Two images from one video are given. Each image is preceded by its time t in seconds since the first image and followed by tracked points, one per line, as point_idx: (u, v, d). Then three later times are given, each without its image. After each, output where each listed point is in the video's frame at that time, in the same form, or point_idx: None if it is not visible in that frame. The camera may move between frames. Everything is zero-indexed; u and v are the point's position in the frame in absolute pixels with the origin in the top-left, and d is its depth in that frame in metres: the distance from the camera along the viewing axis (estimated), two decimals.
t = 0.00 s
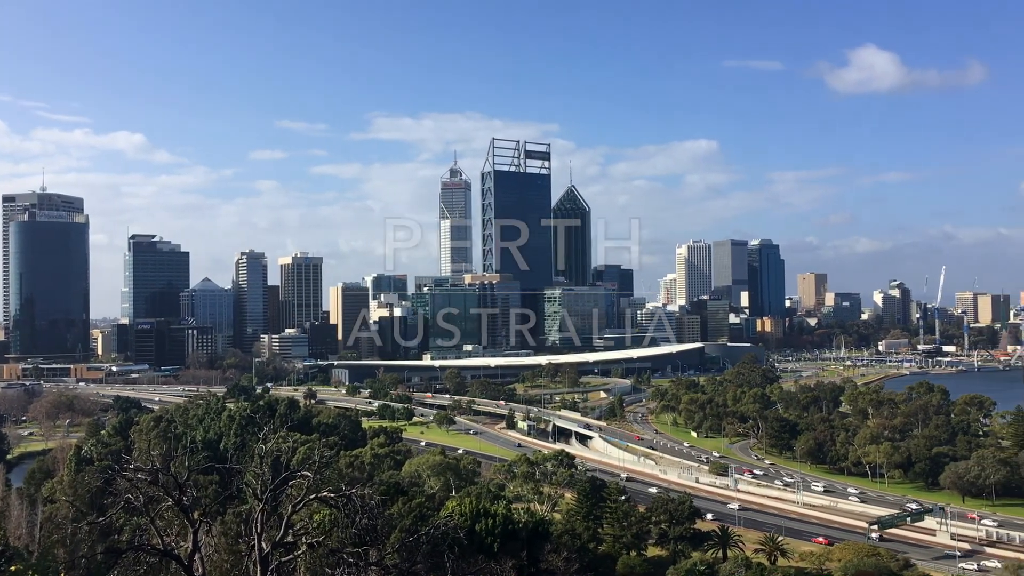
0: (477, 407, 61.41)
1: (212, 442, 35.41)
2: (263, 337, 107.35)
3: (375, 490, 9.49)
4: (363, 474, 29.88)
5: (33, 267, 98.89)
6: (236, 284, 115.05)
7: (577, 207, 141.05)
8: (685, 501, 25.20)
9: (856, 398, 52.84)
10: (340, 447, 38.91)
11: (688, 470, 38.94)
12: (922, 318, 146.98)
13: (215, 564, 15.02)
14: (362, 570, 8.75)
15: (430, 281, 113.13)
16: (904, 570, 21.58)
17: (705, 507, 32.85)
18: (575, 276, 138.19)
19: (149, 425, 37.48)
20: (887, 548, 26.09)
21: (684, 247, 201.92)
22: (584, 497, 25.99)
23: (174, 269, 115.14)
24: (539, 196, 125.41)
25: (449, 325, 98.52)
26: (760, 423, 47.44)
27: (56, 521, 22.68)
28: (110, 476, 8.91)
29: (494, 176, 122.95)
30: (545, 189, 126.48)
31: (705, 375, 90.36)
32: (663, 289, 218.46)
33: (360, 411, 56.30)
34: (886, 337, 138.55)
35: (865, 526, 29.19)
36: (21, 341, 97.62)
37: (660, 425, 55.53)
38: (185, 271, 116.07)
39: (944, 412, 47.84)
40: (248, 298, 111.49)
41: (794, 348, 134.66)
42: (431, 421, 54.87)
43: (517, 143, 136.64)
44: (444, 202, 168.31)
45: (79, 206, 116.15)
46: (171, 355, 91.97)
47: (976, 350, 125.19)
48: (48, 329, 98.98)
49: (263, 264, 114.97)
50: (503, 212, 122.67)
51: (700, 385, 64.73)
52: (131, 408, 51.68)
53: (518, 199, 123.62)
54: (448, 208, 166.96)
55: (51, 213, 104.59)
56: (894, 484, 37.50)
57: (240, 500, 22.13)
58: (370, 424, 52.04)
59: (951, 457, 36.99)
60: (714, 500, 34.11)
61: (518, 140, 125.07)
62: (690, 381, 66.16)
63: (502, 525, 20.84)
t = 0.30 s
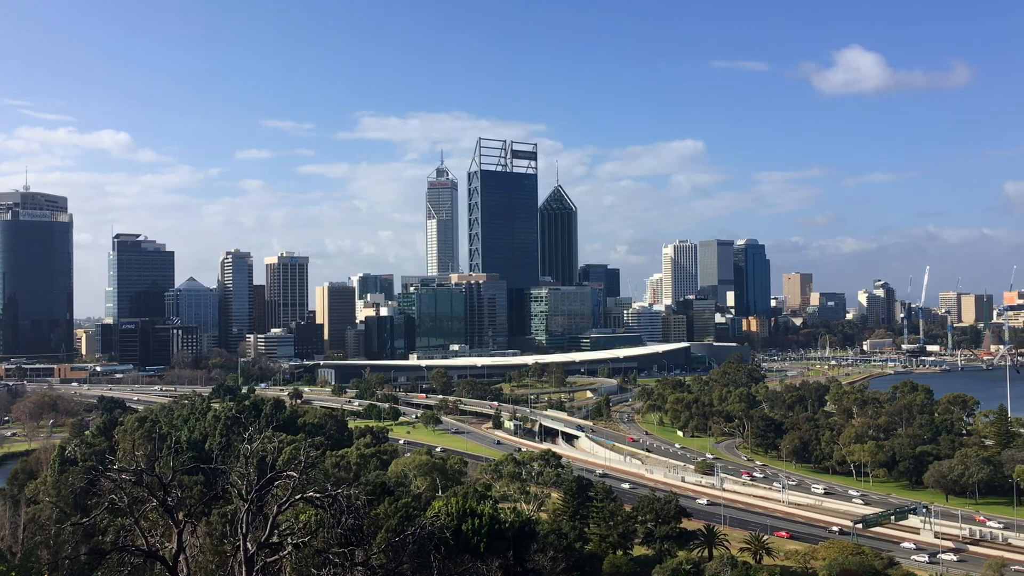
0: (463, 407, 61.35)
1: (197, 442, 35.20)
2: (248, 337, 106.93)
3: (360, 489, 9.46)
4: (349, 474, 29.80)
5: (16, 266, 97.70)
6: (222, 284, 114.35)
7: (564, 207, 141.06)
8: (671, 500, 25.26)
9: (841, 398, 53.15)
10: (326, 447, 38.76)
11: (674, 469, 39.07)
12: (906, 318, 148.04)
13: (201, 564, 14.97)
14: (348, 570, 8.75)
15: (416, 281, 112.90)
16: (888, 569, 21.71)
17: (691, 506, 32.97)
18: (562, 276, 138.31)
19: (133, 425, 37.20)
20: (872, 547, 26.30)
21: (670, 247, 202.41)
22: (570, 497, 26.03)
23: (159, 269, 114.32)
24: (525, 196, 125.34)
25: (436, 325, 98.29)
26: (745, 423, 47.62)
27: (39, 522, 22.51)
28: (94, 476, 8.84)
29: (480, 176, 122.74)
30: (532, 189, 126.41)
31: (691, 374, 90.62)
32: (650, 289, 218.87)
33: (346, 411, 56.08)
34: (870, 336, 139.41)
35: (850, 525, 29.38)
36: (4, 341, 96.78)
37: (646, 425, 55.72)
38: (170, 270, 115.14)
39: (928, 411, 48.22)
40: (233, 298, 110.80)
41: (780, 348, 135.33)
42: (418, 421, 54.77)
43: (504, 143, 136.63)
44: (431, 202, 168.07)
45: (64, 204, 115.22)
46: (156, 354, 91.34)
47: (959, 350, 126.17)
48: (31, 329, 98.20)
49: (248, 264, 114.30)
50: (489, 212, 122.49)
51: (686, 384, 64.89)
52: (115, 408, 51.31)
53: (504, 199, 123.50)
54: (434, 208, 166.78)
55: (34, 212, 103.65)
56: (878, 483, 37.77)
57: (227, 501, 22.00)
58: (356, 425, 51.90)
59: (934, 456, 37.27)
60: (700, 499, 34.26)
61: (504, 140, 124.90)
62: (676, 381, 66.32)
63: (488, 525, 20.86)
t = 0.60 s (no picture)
0: (451, 406, 61.28)
1: (183, 442, 35.00)
2: (235, 337, 106.46)
3: (347, 489, 9.43)
4: (337, 473, 29.71)
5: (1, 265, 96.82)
6: (208, 284, 113.70)
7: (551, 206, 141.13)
8: (658, 499, 25.30)
9: (827, 396, 53.48)
10: (313, 447, 38.63)
11: (661, 469, 39.14)
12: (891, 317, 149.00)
13: (188, 566, 14.91)
14: (335, 570, 8.73)
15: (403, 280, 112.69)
16: (874, 566, 21.89)
17: (678, 505, 33.09)
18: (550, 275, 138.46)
19: (119, 426, 36.93)
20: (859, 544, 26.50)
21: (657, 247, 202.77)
22: (559, 496, 26.09)
23: (144, 268, 113.55)
24: (512, 196, 125.32)
25: (423, 324, 98.18)
26: (733, 421, 47.81)
27: (21, 523, 22.30)
28: (80, 477, 8.75)
29: (467, 175, 122.55)
30: (519, 188, 126.37)
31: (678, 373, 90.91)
32: (638, 288, 219.22)
33: (333, 411, 55.86)
34: (856, 336, 140.22)
35: (837, 523, 29.55)
36: None
37: (634, 423, 55.92)
38: (156, 269, 114.45)
39: (913, 409, 48.57)
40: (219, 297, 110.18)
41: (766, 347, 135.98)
42: (405, 421, 54.68)
43: (491, 142, 136.63)
44: (418, 201, 167.81)
45: (48, 204, 114.34)
46: (141, 355, 90.72)
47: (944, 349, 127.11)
48: (16, 329, 97.44)
49: (235, 263, 113.78)
50: (476, 211, 122.38)
51: (673, 383, 65.02)
52: (101, 408, 50.94)
53: (491, 198, 123.40)
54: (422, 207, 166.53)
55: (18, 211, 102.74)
56: (864, 481, 38.04)
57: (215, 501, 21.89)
58: (344, 424, 51.73)
59: (920, 454, 37.51)
60: (687, 497, 34.43)
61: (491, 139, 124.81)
62: (663, 380, 66.45)
63: (475, 524, 20.86)
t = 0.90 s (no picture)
0: (439, 406, 61.26)
1: (169, 443, 34.82)
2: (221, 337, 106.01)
3: (334, 490, 9.40)
4: (324, 475, 29.62)
5: None
6: (194, 284, 113.04)
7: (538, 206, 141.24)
8: (646, 498, 25.36)
9: (813, 395, 53.82)
10: (299, 447, 38.52)
11: (648, 468, 39.27)
12: (877, 316, 149.98)
13: (174, 567, 14.88)
14: (322, 571, 8.71)
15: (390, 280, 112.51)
16: (860, 565, 22.02)
17: (665, 504, 33.22)
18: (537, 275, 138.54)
19: (104, 427, 36.69)
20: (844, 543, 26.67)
21: (645, 247, 203.25)
22: (546, 496, 26.08)
23: (129, 268, 112.82)
24: (499, 196, 125.30)
25: (410, 324, 98.10)
26: (719, 420, 48.03)
27: (4, 526, 22.11)
28: (64, 479, 8.70)
29: (455, 175, 122.40)
30: (507, 188, 126.37)
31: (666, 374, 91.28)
32: (625, 288, 219.73)
33: (320, 411, 55.66)
34: (842, 335, 141.08)
35: (822, 522, 29.75)
36: None
37: (622, 423, 56.06)
38: (141, 270, 113.74)
39: (899, 408, 48.93)
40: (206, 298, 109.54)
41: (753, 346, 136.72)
42: (392, 421, 54.62)
43: (478, 142, 136.69)
44: (405, 201, 167.51)
45: (33, 204, 113.24)
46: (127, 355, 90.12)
47: (929, 347, 128.05)
48: None
49: (221, 263, 113.26)
50: (464, 211, 122.26)
51: (661, 383, 65.18)
52: (85, 409, 50.57)
53: (479, 199, 123.32)
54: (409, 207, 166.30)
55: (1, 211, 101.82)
56: (850, 480, 38.30)
57: (199, 503, 21.77)
58: (331, 424, 51.56)
59: (905, 453, 37.75)
60: (675, 496, 34.56)
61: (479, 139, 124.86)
62: (650, 380, 66.63)
63: (463, 525, 20.87)
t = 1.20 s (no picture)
0: (425, 407, 61.20)
1: (153, 445, 34.58)
2: (206, 338, 105.40)
3: (319, 491, 9.38)
4: (309, 476, 29.49)
5: None
6: (178, 284, 112.38)
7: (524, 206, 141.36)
8: (632, 497, 25.44)
9: (798, 395, 54.14)
10: (285, 448, 38.33)
11: (634, 468, 39.40)
12: (861, 316, 150.98)
13: (158, 569, 14.80)
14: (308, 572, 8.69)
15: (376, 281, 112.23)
16: (844, 563, 22.17)
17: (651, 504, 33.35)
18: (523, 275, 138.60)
19: (86, 429, 36.39)
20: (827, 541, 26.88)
21: (630, 247, 203.71)
22: (532, 496, 26.12)
23: (112, 268, 111.99)
24: (485, 197, 125.27)
25: (396, 325, 97.93)
26: (705, 420, 48.21)
27: None
28: (48, 481, 8.64)
29: (441, 176, 122.23)
30: (493, 189, 126.41)
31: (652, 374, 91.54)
32: (611, 288, 220.25)
33: (306, 412, 55.40)
34: (826, 335, 142.00)
35: (807, 521, 29.99)
36: None
37: (608, 423, 56.18)
38: (125, 270, 112.96)
39: (883, 407, 49.27)
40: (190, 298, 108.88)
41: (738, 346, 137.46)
42: (378, 422, 54.47)
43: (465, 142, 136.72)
44: (391, 201, 167.21)
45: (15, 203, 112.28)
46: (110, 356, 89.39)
47: (912, 347, 129.04)
48: None
49: (206, 264, 112.63)
50: (449, 212, 122.14)
51: (646, 383, 65.30)
52: (68, 411, 50.16)
53: (465, 199, 123.27)
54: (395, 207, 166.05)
55: None
56: (835, 479, 38.56)
57: (183, 504, 21.64)
58: (316, 425, 51.36)
59: (889, 452, 38.01)
60: (660, 496, 34.70)
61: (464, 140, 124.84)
62: (636, 380, 66.75)
63: (449, 526, 20.82)
